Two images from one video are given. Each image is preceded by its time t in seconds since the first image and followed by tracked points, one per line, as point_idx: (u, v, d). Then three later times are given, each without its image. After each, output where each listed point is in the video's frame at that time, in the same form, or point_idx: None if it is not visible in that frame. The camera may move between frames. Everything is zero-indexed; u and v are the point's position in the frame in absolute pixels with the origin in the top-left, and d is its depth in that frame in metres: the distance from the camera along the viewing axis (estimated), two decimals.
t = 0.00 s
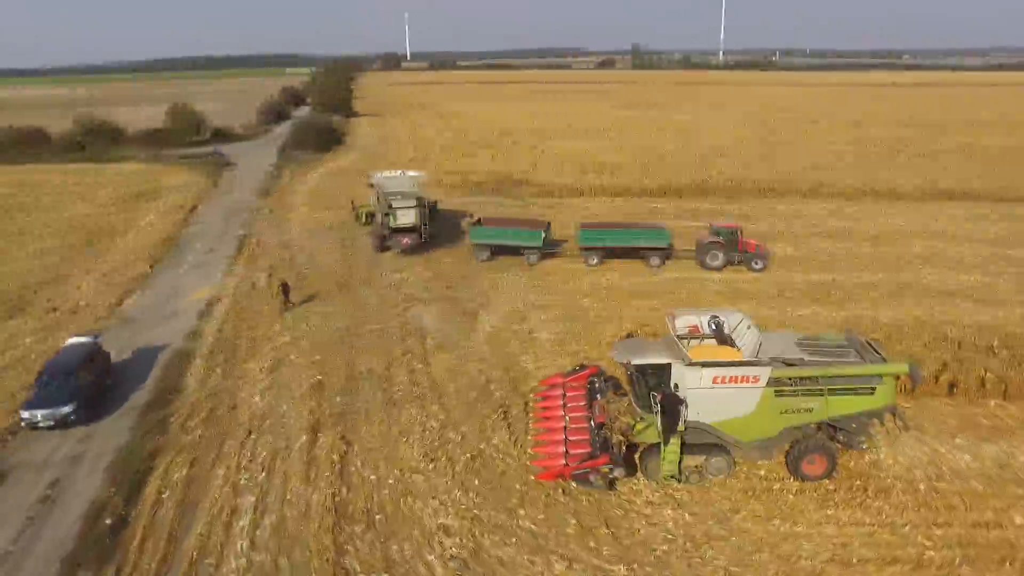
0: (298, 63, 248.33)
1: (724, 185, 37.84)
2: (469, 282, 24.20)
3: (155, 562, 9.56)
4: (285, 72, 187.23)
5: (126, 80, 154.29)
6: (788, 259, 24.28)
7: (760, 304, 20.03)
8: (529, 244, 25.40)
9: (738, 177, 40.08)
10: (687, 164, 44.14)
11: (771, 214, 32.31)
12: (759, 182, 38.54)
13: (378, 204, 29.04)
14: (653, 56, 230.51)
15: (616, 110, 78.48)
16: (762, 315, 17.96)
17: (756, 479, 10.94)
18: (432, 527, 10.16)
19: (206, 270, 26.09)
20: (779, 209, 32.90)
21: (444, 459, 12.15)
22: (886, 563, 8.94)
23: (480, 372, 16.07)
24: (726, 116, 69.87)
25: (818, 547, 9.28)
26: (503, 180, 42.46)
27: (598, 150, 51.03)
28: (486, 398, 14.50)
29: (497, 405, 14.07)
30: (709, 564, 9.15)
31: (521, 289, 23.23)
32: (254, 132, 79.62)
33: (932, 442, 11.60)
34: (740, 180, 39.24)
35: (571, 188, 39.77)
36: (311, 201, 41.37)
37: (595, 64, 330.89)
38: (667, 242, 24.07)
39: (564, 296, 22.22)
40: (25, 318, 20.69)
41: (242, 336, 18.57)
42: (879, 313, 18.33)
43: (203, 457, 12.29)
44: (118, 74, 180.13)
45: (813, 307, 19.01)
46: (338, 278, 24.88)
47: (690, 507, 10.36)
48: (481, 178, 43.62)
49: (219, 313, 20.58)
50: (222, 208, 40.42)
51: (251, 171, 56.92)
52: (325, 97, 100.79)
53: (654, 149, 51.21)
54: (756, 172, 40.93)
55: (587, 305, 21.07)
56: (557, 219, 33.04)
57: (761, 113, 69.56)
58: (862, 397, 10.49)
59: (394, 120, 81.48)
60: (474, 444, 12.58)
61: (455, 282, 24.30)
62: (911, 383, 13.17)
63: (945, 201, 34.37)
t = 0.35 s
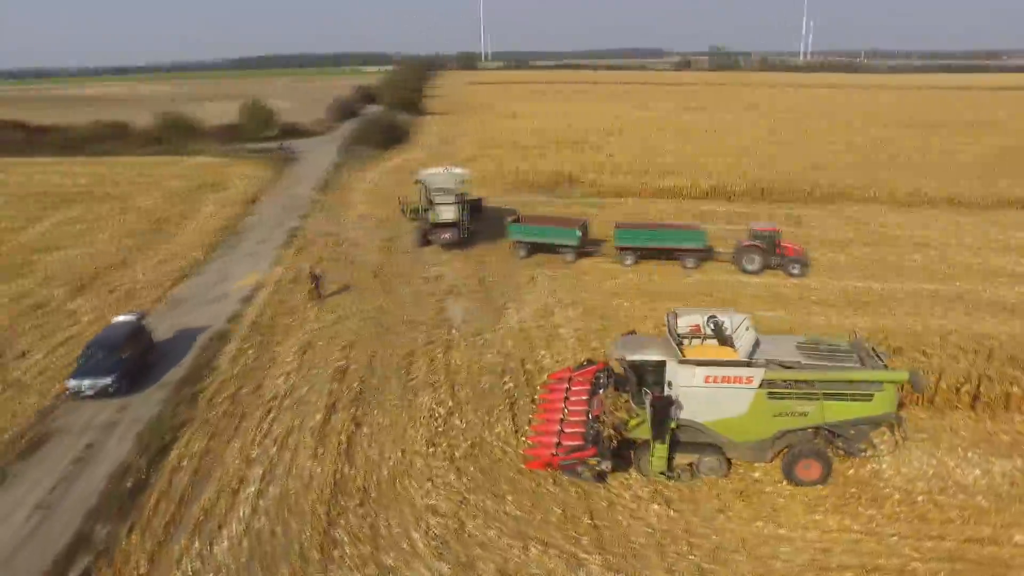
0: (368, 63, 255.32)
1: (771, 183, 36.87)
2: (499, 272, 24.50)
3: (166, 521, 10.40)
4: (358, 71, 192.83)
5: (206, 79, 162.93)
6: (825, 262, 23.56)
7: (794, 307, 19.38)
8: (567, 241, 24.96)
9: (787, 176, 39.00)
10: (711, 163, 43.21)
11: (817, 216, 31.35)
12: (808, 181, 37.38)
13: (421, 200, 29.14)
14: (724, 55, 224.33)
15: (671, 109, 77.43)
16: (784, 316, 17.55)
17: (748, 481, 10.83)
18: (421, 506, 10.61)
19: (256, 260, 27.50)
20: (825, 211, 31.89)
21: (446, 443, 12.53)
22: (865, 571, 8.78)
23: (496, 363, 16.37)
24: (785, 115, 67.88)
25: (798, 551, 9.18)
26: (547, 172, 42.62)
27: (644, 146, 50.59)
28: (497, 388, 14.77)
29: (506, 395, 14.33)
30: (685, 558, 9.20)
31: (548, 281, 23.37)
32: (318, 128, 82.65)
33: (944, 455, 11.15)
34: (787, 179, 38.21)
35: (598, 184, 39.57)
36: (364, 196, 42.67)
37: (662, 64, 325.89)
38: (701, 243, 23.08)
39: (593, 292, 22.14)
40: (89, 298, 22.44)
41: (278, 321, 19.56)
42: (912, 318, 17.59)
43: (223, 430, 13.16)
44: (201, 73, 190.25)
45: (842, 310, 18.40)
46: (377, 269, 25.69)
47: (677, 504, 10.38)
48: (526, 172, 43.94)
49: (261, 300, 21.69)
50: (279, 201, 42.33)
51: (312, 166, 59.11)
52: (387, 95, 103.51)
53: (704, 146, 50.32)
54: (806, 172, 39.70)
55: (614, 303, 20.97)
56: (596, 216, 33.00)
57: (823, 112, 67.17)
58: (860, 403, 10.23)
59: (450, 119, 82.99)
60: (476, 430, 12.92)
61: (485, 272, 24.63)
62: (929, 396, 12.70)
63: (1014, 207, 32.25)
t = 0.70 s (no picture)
0: (424, 61, 259.51)
1: (812, 184, 35.99)
2: (521, 267, 24.88)
3: (171, 487, 11.21)
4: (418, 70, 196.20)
5: (273, 76, 169.48)
6: (854, 263, 22.99)
7: (816, 306, 18.85)
8: (590, 240, 24.80)
9: (831, 177, 37.94)
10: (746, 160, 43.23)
11: (855, 217, 30.56)
12: (849, 181, 36.45)
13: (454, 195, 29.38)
14: (786, 58, 218.20)
15: (719, 112, 76.44)
16: (797, 318, 17.37)
17: (729, 478, 10.86)
18: (405, 486, 11.09)
19: (293, 251, 28.65)
20: (864, 213, 31.09)
21: (441, 427, 12.96)
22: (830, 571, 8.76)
23: (504, 353, 16.68)
24: (836, 121, 66.26)
25: (765, 548, 9.21)
26: (583, 174, 42.92)
27: (687, 147, 49.99)
28: (499, 377, 15.12)
29: (506, 384, 14.66)
30: (650, 547, 9.34)
31: (568, 276, 23.60)
32: (369, 126, 84.87)
33: (935, 464, 10.90)
34: (828, 178, 37.32)
35: (629, 183, 40.20)
36: (405, 192, 43.60)
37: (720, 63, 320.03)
38: (725, 245, 22.30)
39: (613, 287, 22.07)
40: (136, 284, 23.97)
41: (303, 309, 20.44)
42: (933, 321, 17.08)
43: (236, 407, 13.98)
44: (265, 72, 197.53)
45: (860, 312, 18.03)
46: (405, 262, 26.36)
47: (654, 496, 10.51)
48: (563, 173, 44.33)
49: (291, 288, 22.68)
50: (324, 195, 43.82)
51: (360, 162, 60.67)
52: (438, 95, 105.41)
53: (747, 146, 49.52)
54: (853, 174, 38.43)
55: (632, 299, 20.90)
56: (627, 214, 33.00)
57: (879, 116, 65.00)
58: (841, 406, 10.14)
59: (497, 118, 83.99)
60: (472, 417, 13.28)
61: (509, 267, 25.07)
62: (932, 402, 12.31)
63: None
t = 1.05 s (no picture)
0: (470, 59, 260.24)
1: (850, 184, 34.86)
2: (537, 263, 25.17)
3: (172, 458, 12.00)
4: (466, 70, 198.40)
5: (325, 75, 173.52)
6: (876, 267, 22.41)
7: (828, 309, 18.45)
8: (606, 239, 24.59)
9: (871, 177, 36.69)
10: (784, 160, 42.17)
11: (888, 217, 29.72)
12: (886, 180, 35.38)
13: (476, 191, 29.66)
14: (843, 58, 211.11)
15: (762, 113, 74.97)
16: (801, 320, 17.20)
17: (702, 473, 10.99)
18: (386, 467, 11.61)
19: (321, 244, 29.62)
20: (898, 209, 30.12)
21: (431, 414, 13.43)
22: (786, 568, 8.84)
23: (505, 346, 17.02)
24: (883, 123, 64.20)
25: (723, 541, 9.35)
26: (613, 173, 42.85)
27: (724, 148, 49.12)
28: (496, 369, 15.48)
29: (501, 376, 15.01)
30: (610, 535, 9.60)
31: (581, 272, 23.75)
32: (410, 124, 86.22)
33: (915, 469, 10.78)
34: (868, 179, 36.10)
35: (660, 181, 39.77)
36: (437, 189, 44.26)
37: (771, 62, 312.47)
38: (740, 245, 21.98)
39: (625, 285, 22.06)
40: (170, 273, 25.28)
41: (320, 299, 21.24)
42: (945, 325, 16.66)
43: (242, 389, 14.76)
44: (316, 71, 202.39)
45: (870, 315, 17.69)
46: (426, 257, 26.93)
47: (624, 487, 10.74)
48: (594, 172, 44.34)
49: (312, 279, 23.54)
50: (358, 190, 44.98)
51: (398, 159, 61.76)
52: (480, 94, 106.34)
53: (785, 146, 48.52)
54: (895, 176, 37.07)
55: (643, 297, 20.84)
56: (654, 211, 32.94)
57: (935, 121, 62.37)
58: (813, 405, 10.14)
59: (536, 118, 84.27)
60: (462, 405, 13.70)
61: (525, 263, 25.36)
62: (919, 407, 12.15)
63: None
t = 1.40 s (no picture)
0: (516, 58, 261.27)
1: (889, 185, 33.71)
2: (553, 259, 25.39)
3: (177, 432, 12.85)
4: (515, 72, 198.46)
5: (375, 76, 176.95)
6: (898, 271, 21.78)
7: (837, 311, 18.15)
8: (621, 238, 24.36)
9: (913, 179, 35.37)
10: (822, 160, 41.01)
11: (921, 219, 28.85)
12: (927, 184, 34.11)
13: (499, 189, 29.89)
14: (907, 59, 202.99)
15: (808, 115, 73.16)
16: (805, 321, 17.05)
17: (674, 466, 11.18)
18: (372, 447, 12.21)
19: (347, 239, 30.60)
20: (932, 212, 29.23)
21: (423, 400, 13.97)
22: (739, 559, 9.00)
23: (506, 339, 17.40)
24: (936, 126, 61.78)
25: (680, 530, 9.57)
26: (643, 172, 42.65)
27: (762, 149, 48.13)
28: (493, 360, 15.90)
29: (497, 367, 15.43)
30: (572, 519, 9.90)
31: (594, 269, 23.89)
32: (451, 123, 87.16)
33: (890, 472, 10.71)
34: (909, 182, 34.82)
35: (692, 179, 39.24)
36: (468, 187, 44.84)
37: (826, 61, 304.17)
38: (754, 247, 21.60)
39: (637, 282, 22.09)
40: (203, 263, 26.58)
41: (338, 290, 22.07)
42: (954, 331, 16.28)
43: (250, 372, 15.59)
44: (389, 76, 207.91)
45: (878, 317, 17.39)
46: (446, 252, 27.51)
47: (595, 477, 11.05)
48: (624, 172, 44.21)
49: (332, 271, 24.41)
50: (391, 187, 46.03)
51: (434, 158, 62.71)
52: (522, 94, 106.92)
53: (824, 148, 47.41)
54: (940, 179, 35.66)
55: (651, 294, 20.85)
56: (677, 210, 32.72)
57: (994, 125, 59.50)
58: (781, 403, 10.22)
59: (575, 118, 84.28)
60: (455, 393, 14.17)
61: (541, 259, 25.64)
62: (904, 411, 12.03)
63: None
